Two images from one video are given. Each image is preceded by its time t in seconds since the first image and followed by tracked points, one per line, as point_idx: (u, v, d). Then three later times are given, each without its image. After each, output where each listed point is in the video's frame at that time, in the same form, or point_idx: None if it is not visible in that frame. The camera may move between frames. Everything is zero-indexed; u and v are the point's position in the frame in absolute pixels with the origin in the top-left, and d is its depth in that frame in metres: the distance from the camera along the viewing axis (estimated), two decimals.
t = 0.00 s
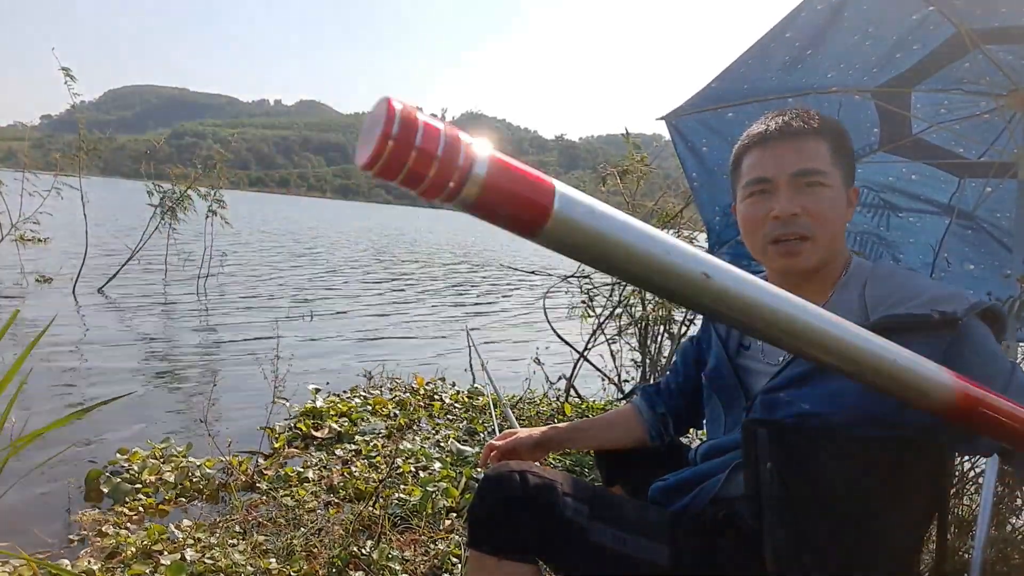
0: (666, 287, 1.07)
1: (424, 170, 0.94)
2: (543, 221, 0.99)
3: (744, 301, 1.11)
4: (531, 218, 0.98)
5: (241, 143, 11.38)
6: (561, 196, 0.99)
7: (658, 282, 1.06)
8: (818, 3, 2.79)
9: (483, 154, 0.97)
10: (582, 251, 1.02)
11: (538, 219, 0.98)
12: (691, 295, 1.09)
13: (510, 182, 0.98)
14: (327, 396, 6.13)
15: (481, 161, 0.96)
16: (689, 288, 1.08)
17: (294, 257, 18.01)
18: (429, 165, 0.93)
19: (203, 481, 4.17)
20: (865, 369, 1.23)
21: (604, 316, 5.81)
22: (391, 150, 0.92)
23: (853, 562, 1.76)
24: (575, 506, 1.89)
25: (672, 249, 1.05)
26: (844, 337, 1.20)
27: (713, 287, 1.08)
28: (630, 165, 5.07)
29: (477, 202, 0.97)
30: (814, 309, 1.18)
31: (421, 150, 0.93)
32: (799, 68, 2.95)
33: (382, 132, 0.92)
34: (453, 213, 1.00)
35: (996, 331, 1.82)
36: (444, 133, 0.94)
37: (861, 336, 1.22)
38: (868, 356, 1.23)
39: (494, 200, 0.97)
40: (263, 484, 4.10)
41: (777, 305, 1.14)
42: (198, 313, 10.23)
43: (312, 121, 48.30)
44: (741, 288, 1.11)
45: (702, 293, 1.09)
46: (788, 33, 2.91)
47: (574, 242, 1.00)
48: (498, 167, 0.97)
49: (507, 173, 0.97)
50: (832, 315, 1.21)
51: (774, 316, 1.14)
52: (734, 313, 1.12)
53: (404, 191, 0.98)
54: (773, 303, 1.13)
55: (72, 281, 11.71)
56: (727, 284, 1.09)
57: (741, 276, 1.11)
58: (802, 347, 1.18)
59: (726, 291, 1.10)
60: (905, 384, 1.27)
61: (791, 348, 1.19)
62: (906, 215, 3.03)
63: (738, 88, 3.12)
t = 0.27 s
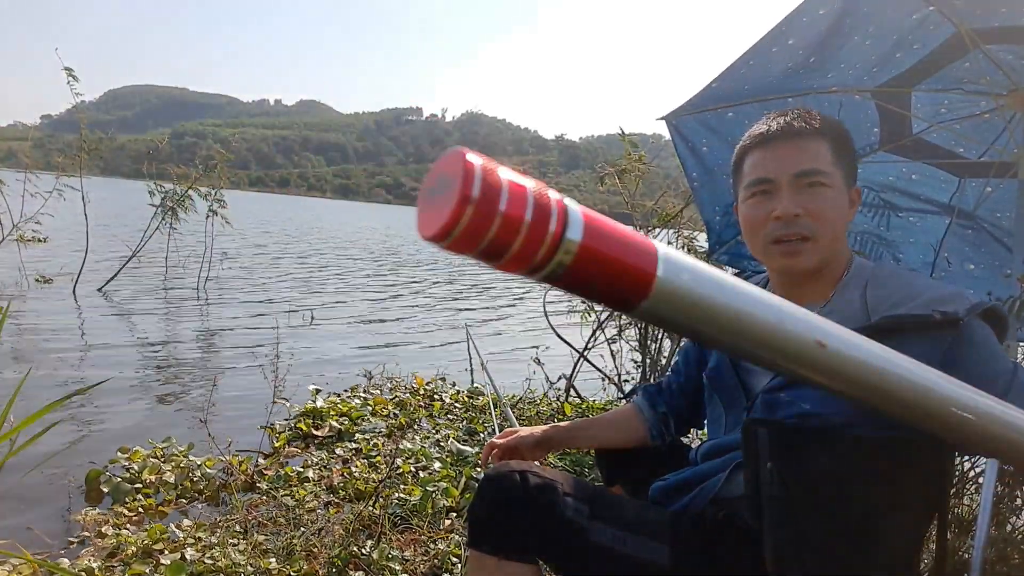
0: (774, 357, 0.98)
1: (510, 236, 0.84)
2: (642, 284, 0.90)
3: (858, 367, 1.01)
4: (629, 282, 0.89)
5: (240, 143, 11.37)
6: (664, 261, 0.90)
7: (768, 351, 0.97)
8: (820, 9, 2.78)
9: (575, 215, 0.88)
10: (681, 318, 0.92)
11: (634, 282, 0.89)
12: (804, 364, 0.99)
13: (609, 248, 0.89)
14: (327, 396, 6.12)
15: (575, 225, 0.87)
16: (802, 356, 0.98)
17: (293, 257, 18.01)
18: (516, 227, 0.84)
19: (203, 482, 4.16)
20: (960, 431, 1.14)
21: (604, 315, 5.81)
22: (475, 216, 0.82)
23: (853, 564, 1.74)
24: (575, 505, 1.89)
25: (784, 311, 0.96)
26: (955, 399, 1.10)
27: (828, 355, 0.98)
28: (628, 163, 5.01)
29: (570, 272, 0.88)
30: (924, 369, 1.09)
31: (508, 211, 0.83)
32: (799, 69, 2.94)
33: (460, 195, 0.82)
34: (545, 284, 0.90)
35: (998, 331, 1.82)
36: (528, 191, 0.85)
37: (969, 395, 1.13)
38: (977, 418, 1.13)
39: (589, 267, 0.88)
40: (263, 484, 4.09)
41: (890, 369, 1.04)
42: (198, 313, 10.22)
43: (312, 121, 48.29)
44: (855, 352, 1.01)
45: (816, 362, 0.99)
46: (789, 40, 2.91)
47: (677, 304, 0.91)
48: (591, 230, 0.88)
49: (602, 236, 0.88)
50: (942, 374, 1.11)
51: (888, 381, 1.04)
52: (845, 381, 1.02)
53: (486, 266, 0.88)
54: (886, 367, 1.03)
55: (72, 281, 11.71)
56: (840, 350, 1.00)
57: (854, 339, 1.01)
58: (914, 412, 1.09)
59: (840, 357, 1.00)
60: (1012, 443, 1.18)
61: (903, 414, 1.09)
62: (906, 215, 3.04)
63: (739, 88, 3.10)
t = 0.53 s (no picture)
0: (706, 463, 1.04)
1: (435, 386, 0.90)
2: (571, 414, 0.96)
3: (788, 464, 1.07)
4: (560, 412, 0.95)
5: (240, 143, 11.36)
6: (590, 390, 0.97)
7: (699, 459, 1.03)
8: (818, 9, 2.72)
9: (499, 355, 0.94)
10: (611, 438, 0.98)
11: (561, 413, 0.95)
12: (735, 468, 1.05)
13: (538, 383, 0.95)
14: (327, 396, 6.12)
15: (500, 366, 0.93)
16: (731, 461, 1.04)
17: (294, 257, 18.00)
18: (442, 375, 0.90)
19: (203, 482, 4.16)
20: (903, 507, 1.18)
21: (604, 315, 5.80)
22: (400, 370, 0.89)
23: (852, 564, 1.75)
24: (575, 505, 1.89)
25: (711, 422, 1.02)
26: (891, 481, 1.16)
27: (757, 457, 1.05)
28: (629, 164, 5.02)
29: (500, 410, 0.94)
30: (858, 454, 1.14)
31: (433, 363, 0.89)
32: (799, 69, 2.93)
33: (384, 351, 0.89)
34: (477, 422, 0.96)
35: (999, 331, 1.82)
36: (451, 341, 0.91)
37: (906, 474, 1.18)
38: (917, 495, 1.19)
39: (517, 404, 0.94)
40: (263, 484, 4.10)
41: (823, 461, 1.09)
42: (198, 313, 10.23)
43: (312, 121, 48.28)
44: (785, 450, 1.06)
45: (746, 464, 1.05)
46: (789, 42, 2.86)
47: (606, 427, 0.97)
48: (515, 369, 0.94)
49: (527, 372, 0.94)
50: (876, 456, 1.16)
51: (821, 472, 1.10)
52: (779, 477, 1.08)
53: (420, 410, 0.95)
54: (819, 458, 1.09)
55: (73, 281, 11.73)
56: (770, 450, 1.06)
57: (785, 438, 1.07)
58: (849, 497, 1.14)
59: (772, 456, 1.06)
60: (956, 514, 1.23)
61: (841, 500, 1.14)
62: (906, 215, 3.05)
63: (738, 88, 3.09)
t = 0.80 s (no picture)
0: (654, 496, 1.10)
1: (358, 435, 0.94)
2: (503, 457, 1.01)
3: (739, 494, 1.12)
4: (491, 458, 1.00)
5: (240, 143, 11.36)
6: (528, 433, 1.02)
7: (645, 493, 1.09)
8: (817, 6, 2.72)
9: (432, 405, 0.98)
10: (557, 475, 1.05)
11: (492, 456, 1.00)
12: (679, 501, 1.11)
13: (474, 431, 1.00)
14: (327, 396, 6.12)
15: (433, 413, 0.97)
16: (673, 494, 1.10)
17: (293, 257, 17.99)
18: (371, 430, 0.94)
19: (203, 482, 4.16)
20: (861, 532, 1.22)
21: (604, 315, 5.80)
22: (327, 427, 0.93)
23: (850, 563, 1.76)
24: (575, 505, 1.89)
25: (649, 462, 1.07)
26: (840, 509, 1.20)
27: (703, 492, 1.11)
28: (628, 164, 5.06)
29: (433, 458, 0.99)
30: (808, 481, 1.19)
31: (363, 419, 0.94)
32: (799, 68, 2.93)
33: (302, 404, 0.93)
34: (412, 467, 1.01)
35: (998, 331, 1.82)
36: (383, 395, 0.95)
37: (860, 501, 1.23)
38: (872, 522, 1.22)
39: (449, 453, 0.99)
40: (263, 484, 4.09)
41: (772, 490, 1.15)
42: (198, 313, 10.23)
43: (311, 121, 48.28)
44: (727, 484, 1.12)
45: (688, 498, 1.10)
46: (787, 34, 2.85)
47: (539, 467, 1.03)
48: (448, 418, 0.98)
49: (461, 422, 0.99)
50: (825, 483, 1.21)
51: (770, 503, 1.15)
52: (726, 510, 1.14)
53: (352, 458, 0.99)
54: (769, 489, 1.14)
55: (72, 281, 11.72)
56: (717, 483, 1.11)
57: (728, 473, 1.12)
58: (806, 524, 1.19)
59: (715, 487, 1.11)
60: (917, 540, 1.26)
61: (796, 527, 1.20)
62: (906, 215, 3.05)
63: (738, 88, 3.09)
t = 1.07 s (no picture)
0: (657, 400, 1.01)
1: (337, 298, 0.81)
2: (494, 336, 0.89)
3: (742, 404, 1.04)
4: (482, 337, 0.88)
5: (241, 143, 11.37)
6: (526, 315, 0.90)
7: (644, 391, 0.99)
8: (817, 7, 2.73)
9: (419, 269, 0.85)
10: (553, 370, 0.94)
11: (489, 337, 0.88)
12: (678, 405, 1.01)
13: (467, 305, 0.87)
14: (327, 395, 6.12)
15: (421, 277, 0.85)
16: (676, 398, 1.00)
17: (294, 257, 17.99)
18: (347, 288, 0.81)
19: (203, 482, 4.16)
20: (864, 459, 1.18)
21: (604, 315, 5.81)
22: (300, 279, 0.79)
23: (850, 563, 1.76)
24: (576, 506, 1.89)
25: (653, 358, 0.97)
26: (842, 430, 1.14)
27: (711, 398, 1.02)
28: (627, 162, 4.98)
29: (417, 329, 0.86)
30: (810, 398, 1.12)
31: (340, 275, 0.80)
32: (799, 68, 2.94)
33: (276, 251, 0.78)
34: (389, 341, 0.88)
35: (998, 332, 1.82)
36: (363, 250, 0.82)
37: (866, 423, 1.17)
38: (875, 446, 1.18)
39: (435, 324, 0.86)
40: (263, 484, 4.09)
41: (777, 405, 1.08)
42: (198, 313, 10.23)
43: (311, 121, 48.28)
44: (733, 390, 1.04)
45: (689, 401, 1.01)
46: (787, 38, 2.87)
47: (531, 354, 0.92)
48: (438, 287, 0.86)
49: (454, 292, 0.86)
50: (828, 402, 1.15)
51: (775, 416, 1.08)
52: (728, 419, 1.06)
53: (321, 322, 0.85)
54: (776, 401, 1.07)
55: (73, 281, 11.73)
56: (725, 390, 1.03)
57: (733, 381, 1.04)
58: (807, 442, 1.13)
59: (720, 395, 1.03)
60: (919, 470, 1.23)
61: (797, 445, 1.14)
62: (907, 215, 3.06)
63: (738, 88, 3.10)
